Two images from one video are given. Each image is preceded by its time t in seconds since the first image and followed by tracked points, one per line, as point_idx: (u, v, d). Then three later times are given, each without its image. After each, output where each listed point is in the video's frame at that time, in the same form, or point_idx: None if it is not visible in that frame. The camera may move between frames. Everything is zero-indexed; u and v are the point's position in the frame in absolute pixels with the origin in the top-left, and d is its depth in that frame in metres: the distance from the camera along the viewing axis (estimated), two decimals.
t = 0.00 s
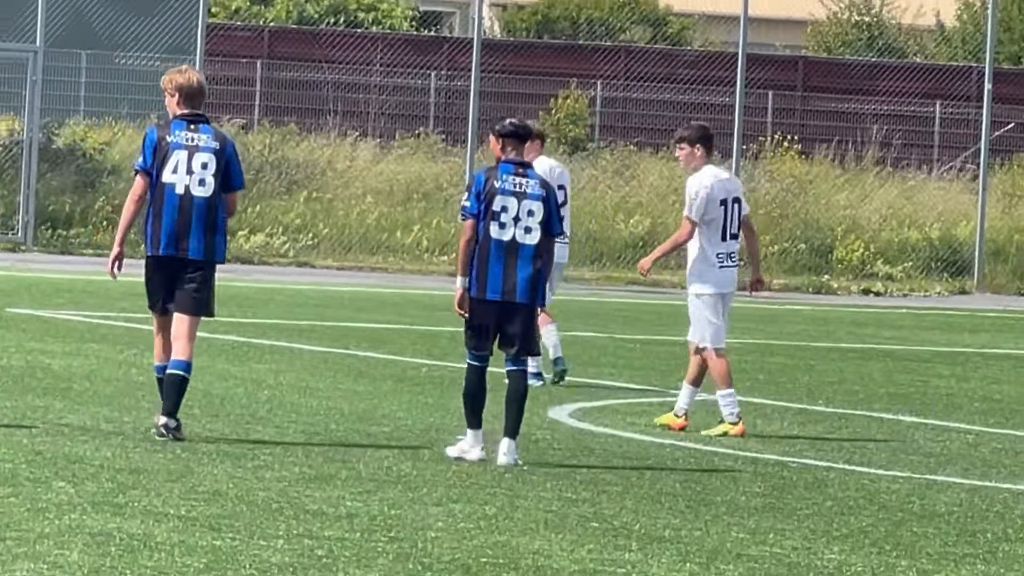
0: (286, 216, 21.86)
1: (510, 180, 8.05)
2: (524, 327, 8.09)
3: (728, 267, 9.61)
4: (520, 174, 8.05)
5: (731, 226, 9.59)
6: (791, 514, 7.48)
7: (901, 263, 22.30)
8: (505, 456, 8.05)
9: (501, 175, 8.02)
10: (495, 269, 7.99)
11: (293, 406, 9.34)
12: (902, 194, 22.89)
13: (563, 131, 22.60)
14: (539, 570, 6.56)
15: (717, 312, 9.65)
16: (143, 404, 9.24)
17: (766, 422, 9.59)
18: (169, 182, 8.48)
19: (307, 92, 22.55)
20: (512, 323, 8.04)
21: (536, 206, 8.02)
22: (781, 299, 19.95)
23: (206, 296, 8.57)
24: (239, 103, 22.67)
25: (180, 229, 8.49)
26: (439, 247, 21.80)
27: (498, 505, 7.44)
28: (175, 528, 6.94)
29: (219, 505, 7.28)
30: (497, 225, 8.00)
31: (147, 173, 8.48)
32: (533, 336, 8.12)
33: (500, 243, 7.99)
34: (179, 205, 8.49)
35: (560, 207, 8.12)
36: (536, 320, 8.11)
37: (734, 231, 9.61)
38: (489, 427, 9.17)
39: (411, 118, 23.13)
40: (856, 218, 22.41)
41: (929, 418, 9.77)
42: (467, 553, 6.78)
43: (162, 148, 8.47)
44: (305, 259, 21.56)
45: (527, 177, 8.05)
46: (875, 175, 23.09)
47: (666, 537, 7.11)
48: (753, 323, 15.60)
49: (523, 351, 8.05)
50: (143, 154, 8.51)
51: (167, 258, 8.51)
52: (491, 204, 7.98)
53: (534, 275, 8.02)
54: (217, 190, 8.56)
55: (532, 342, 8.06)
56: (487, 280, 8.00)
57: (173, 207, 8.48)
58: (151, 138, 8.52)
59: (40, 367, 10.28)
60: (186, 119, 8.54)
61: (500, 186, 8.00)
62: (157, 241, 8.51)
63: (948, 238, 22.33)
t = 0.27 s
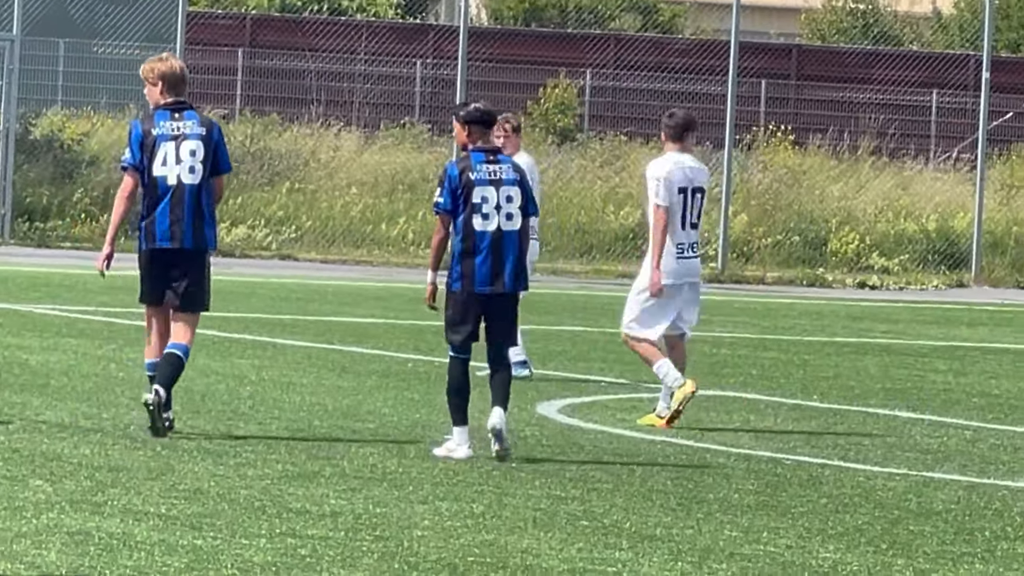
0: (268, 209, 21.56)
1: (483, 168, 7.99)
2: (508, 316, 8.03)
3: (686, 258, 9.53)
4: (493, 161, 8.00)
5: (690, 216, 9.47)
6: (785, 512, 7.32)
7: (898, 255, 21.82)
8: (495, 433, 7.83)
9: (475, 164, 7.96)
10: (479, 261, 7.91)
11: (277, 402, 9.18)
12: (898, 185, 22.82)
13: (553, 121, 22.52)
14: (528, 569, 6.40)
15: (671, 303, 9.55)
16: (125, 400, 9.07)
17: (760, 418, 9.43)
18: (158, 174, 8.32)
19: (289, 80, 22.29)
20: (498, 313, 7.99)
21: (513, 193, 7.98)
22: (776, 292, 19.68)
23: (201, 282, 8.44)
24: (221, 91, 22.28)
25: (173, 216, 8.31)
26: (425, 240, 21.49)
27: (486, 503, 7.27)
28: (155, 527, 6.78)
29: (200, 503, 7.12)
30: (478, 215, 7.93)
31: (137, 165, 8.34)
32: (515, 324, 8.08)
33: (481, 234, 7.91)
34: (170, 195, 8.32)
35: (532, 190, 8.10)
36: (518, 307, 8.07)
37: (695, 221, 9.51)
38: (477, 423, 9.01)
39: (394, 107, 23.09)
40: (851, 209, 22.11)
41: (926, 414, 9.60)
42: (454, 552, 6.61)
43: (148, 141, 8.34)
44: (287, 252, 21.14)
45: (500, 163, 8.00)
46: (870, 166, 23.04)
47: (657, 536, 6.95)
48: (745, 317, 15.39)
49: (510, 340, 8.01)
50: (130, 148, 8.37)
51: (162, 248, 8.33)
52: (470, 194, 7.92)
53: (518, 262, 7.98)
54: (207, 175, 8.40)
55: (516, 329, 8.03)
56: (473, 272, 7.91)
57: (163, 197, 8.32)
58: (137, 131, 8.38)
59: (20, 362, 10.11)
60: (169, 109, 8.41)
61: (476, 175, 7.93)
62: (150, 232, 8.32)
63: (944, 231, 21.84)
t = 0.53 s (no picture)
0: (252, 198, 21.57)
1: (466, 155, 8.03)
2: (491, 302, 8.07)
3: (635, 243, 9.49)
4: (476, 149, 8.05)
5: (640, 200, 9.42)
6: (770, 502, 7.32)
7: (882, 244, 21.82)
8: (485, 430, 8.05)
9: (460, 151, 7.99)
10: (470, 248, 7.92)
11: (261, 391, 9.19)
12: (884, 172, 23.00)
13: (537, 110, 22.50)
14: (513, 558, 6.40)
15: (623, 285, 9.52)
16: (110, 390, 9.09)
17: (745, 407, 9.44)
18: (153, 160, 8.32)
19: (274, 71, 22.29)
20: (485, 300, 8.01)
21: (498, 180, 8.03)
22: (762, 282, 19.70)
23: (195, 269, 8.49)
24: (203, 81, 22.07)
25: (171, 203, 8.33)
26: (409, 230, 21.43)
27: (471, 492, 7.28)
28: (141, 517, 6.78)
29: (185, 493, 7.12)
30: (465, 202, 7.95)
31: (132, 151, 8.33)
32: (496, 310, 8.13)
33: (470, 222, 7.94)
34: (167, 182, 8.34)
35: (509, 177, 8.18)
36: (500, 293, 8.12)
37: (646, 207, 9.46)
38: (461, 412, 9.02)
39: (379, 97, 23.18)
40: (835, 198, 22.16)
41: (912, 403, 9.61)
42: (439, 541, 6.62)
43: (143, 126, 8.34)
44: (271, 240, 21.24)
45: (483, 150, 8.05)
46: (855, 155, 23.20)
47: (643, 525, 6.95)
48: (731, 307, 15.37)
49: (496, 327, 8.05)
50: (124, 133, 8.36)
51: (158, 235, 8.35)
52: (459, 181, 7.95)
53: (503, 249, 8.03)
54: (201, 163, 8.44)
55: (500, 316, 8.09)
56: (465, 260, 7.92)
57: (160, 184, 8.33)
58: (131, 118, 8.38)
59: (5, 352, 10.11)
60: (164, 95, 8.42)
61: (463, 163, 7.97)
62: (147, 220, 8.34)
63: (929, 220, 21.78)
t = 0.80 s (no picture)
0: (232, 190, 21.67)
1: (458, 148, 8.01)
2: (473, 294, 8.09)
3: (580, 234, 9.54)
4: (467, 141, 8.04)
5: (583, 191, 9.51)
6: (749, 494, 7.31)
7: (861, 236, 22.00)
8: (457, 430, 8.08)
9: (454, 143, 7.97)
10: (460, 241, 7.92)
11: (239, 384, 9.21)
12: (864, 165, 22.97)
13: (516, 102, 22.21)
14: (490, 550, 6.41)
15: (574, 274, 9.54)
16: (91, 383, 9.10)
17: (724, 399, 9.46)
18: (154, 156, 8.33)
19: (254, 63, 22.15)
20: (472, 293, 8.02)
21: (487, 172, 8.04)
22: (741, 273, 19.73)
23: (188, 267, 8.50)
24: (181, 73, 21.96)
25: (170, 201, 8.36)
26: (388, 221, 21.59)
27: (450, 485, 7.27)
28: (120, 510, 6.77)
29: (164, 485, 7.13)
30: (457, 193, 7.94)
31: (133, 146, 8.31)
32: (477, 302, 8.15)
33: (461, 214, 7.94)
34: (166, 179, 8.36)
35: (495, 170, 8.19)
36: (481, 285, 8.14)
37: (587, 198, 9.54)
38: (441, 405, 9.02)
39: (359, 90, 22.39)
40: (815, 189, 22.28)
41: (891, 395, 9.62)
42: (416, 533, 6.62)
43: (145, 120, 8.31)
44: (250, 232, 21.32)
45: (474, 143, 8.04)
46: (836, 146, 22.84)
47: (621, 517, 6.94)
48: (709, 299, 15.38)
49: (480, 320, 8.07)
50: (125, 126, 8.32)
51: (156, 231, 8.35)
52: (452, 173, 7.93)
53: (489, 242, 8.05)
54: (198, 162, 8.48)
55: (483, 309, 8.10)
56: (455, 252, 7.91)
57: (160, 180, 8.35)
58: (133, 110, 8.34)
59: None
60: (164, 91, 8.41)
61: (457, 155, 7.94)
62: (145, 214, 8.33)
63: (908, 211, 22.03)
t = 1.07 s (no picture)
0: (205, 185, 21.91)
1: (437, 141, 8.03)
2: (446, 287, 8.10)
3: (539, 227, 9.57)
4: (446, 135, 8.06)
5: (541, 184, 9.55)
6: (726, 488, 7.29)
7: (836, 229, 22.22)
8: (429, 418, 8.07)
9: (436, 137, 7.98)
10: (439, 233, 7.94)
11: (214, 379, 9.21)
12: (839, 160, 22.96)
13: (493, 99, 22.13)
14: (462, 543, 6.39)
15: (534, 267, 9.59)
16: (68, 379, 9.08)
17: (701, 394, 9.46)
18: (158, 151, 8.38)
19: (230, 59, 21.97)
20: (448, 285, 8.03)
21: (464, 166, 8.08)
22: (711, 267, 19.79)
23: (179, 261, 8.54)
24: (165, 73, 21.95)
25: (169, 195, 8.41)
26: (363, 217, 21.74)
27: (425, 480, 7.26)
28: (94, 504, 6.75)
29: (138, 480, 7.11)
30: (437, 185, 7.96)
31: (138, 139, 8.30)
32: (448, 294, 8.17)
33: (441, 207, 7.95)
34: (167, 173, 8.41)
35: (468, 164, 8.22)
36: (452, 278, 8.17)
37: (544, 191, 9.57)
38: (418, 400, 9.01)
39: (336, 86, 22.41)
40: (790, 184, 22.48)
41: (867, 390, 9.62)
42: (391, 526, 6.60)
43: (151, 114, 8.33)
44: (226, 229, 21.47)
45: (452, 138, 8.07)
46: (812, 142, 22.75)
47: (595, 511, 6.92)
48: (688, 293, 15.39)
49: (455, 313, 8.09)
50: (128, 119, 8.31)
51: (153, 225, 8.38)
52: (434, 166, 7.94)
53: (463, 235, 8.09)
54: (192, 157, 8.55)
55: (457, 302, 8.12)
56: (435, 244, 7.92)
57: (162, 174, 8.39)
58: (135, 104, 8.32)
59: None
60: (160, 86, 8.44)
61: (439, 148, 7.97)
62: (144, 209, 8.35)
63: (883, 206, 22.20)
